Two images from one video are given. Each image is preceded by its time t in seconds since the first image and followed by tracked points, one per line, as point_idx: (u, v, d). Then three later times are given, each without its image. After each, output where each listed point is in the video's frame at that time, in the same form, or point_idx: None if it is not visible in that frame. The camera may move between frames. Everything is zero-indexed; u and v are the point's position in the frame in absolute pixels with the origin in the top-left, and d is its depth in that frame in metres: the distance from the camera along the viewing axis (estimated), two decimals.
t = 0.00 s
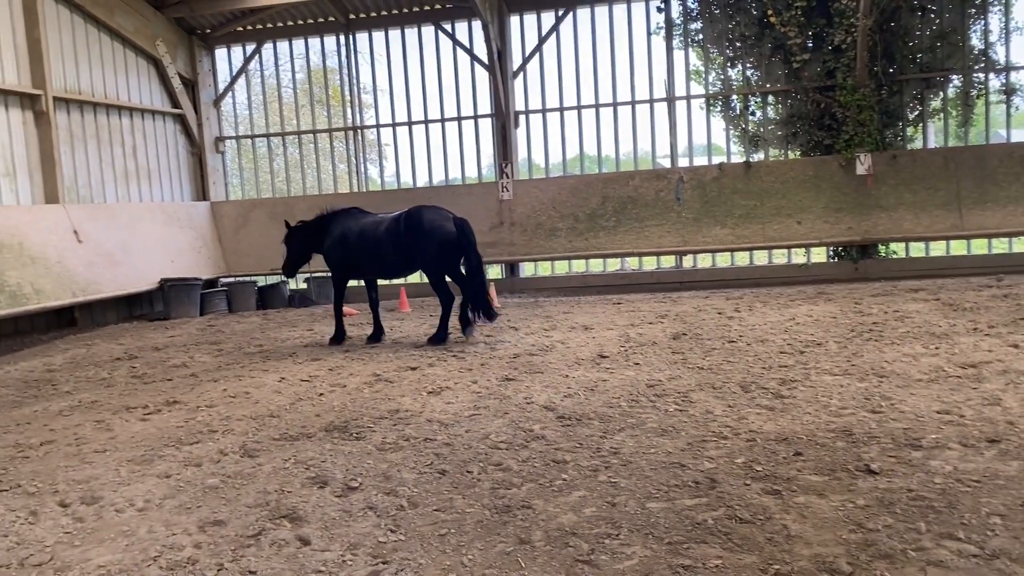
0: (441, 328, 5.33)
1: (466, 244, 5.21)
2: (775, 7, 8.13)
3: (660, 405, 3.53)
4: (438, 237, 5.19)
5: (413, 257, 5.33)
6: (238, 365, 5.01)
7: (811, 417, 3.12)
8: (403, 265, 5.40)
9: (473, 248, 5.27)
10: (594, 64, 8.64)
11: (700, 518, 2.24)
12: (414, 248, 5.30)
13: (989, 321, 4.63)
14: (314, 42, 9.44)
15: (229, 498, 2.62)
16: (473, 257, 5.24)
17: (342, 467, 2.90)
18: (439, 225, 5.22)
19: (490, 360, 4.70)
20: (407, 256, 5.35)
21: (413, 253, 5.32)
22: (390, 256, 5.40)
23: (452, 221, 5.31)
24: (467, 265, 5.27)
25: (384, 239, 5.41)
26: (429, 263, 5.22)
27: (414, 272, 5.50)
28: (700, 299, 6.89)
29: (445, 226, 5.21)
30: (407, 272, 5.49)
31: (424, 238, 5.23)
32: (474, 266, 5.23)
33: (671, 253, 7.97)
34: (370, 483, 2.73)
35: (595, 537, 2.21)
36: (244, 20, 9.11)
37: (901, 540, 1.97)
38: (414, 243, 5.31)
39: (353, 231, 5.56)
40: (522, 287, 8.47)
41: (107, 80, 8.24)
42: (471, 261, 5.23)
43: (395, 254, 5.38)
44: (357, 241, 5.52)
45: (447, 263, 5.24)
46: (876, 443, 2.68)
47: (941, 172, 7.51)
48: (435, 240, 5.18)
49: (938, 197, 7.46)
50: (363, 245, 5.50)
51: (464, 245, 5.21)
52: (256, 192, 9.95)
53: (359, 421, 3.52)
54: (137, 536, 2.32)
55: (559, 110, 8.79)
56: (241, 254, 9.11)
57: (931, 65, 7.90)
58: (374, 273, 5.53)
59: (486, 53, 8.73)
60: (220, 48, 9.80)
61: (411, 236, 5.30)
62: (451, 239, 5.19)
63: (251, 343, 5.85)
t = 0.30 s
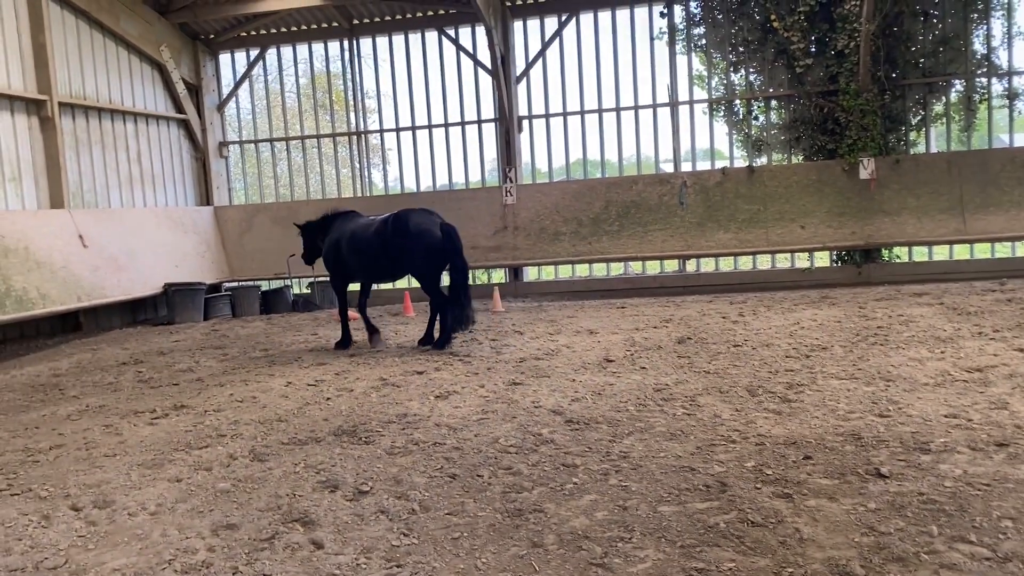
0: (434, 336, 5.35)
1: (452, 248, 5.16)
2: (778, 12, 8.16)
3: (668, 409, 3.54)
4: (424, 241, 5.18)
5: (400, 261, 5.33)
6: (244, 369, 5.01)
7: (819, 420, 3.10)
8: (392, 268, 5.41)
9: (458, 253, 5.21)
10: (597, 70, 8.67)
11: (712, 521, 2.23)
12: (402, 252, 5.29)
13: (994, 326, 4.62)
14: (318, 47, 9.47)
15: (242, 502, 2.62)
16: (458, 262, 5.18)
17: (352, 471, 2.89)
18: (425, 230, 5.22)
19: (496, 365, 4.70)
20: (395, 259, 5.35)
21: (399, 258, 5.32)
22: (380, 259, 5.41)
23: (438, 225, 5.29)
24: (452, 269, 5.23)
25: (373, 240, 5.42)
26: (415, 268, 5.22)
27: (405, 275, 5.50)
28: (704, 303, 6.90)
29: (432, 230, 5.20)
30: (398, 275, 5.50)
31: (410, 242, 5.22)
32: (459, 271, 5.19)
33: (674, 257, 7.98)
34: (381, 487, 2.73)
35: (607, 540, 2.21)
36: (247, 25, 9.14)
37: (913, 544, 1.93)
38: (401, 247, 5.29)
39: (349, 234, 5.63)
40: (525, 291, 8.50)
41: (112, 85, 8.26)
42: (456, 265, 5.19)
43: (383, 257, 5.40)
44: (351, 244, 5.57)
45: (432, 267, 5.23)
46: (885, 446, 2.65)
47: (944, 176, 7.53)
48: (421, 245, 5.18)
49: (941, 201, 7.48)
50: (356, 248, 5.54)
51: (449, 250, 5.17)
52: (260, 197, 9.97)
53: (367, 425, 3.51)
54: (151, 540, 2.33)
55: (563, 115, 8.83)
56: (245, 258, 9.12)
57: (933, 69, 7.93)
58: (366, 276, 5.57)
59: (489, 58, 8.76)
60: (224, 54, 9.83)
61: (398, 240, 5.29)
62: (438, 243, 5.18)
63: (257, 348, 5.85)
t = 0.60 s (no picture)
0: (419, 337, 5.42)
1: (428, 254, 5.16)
2: (771, 17, 8.24)
3: (668, 409, 3.58)
4: (391, 248, 5.10)
5: (369, 269, 5.27)
6: (242, 371, 4.99)
7: (819, 420, 3.14)
8: (363, 275, 5.36)
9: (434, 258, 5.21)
10: (592, 73, 8.73)
11: (718, 519, 2.26)
12: (370, 260, 5.21)
13: (987, 327, 4.70)
14: (313, 50, 9.48)
15: (248, 502, 2.63)
16: (433, 268, 5.20)
17: (357, 471, 2.90)
18: (396, 236, 5.14)
19: (495, 366, 4.73)
20: (365, 267, 5.30)
21: (367, 266, 5.25)
22: (354, 266, 5.39)
23: (412, 230, 5.20)
24: (428, 274, 5.26)
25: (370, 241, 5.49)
26: (388, 274, 5.23)
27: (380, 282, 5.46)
28: (699, 305, 6.96)
29: (401, 237, 5.12)
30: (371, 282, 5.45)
31: (376, 249, 5.14)
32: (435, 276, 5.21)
33: (668, 259, 8.04)
34: (387, 487, 2.74)
35: (616, 538, 2.24)
36: (242, 27, 9.13)
37: (917, 540, 1.97)
38: (369, 254, 5.22)
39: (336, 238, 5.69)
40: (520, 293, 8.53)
41: (107, 87, 8.23)
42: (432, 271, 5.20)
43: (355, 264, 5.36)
44: (336, 248, 5.63)
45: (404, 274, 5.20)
46: (885, 446, 2.69)
47: (934, 180, 7.63)
48: (389, 251, 5.11)
49: (932, 205, 7.57)
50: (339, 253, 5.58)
51: (420, 258, 5.15)
52: (254, 198, 9.96)
53: (369, 425, 3.52)
54: (160, 539, 2.34)
55: (558, 118, 8.88)
56: (239, 260, 9.09)
57: (925, 74, 8.03)
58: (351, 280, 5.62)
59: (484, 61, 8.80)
60: (218, 56, 9.81)
61: (366, 248, 5.21)
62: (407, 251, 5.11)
63: (254, 350, 5.84)
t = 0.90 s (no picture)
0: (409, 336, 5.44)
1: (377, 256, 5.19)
2: (764, 21, 8.33)
3: (668, 409, 3.63)
4: (342, 252, 5.23)
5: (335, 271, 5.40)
6: (240, 372, 4.99)
7: (818, 420, 3.19)
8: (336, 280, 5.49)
9: (383, 264, 5.22)
10: (587, 77, 8.79)
11: (724, 516, 2.31)
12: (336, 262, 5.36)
13: (978, 328, 4.79)
14: (307, 52, 9.48)
15: (258, 501, 2.64)
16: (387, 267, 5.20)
17: (364, 470, 2.92)
18: (350, 236, 5.25)
19: (494, 367, 4.76)
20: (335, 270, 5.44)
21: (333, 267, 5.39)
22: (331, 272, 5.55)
23: (369, 232, 5.28)
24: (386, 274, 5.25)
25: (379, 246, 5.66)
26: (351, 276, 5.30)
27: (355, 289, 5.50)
28: (693, 307, 7.03)
29: (355, 236, 5.22)
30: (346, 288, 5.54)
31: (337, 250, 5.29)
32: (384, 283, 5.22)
33: (662, 262, 8.10)
34: (395, 486, 2.76)
35: (625, 535, 2.28)
36: (237, 29, 9.12)
37: (921, 536, 2.02)
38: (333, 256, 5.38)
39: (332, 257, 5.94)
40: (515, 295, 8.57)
41: (102, 88, 8.20)
42: (382, 278, 5.22)
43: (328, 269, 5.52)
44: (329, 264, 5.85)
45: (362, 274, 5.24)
46: (885, 445, 2.75)
47: (924, 183, 7.75)
48: (345, 252, 5.22)
49: (922, 208, 7.68)
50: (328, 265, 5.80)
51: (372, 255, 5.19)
52: (248, 200, 9.94)
53: (373, 425, 3.53)
54: (173, 538, 2.35)
55: (553, 121, 8.94)
56: (233, 262, 9.06)
57: (915, 78, 8.14)
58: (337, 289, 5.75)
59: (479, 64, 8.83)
60: (211, 57, 9.79)
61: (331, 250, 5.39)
62: (352, 257, 5.20)
63: (251, 351, 5.83)
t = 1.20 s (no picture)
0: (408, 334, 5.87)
1: (330, 258, 5.09)
2: (750, 27, 8.43)
3: (660, 411, 3.67)
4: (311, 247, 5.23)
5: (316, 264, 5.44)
6: (231, 376, 4.97)
7: (807, 421, 3.24)
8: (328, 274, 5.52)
9: (332, 267, 5.09)
10: (576, 81, 8.86)
11: (720, 515, 2.35)
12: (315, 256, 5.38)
13: (962, 331, 4.88)
14: (296, 55, 9.46)
15: (256, 503, 2.64)
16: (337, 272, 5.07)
17: (361, 472, 2.93)
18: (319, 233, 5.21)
19: (487, 370, 4.78)
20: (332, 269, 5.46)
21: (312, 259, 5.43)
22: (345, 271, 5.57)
23: (336, 232, 5.16)
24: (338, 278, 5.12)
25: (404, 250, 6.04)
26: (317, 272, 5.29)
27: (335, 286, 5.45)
28: (682, 310, 7.09)
29: (320, 234, 5.16)
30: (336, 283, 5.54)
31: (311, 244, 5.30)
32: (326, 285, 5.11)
33: (650, 265, 8.17)
34: (393, 487, 2.77)
35: (623, 534, 2.32)
36: (226, 32, 9.09)
37: (914, 534, 2.07)
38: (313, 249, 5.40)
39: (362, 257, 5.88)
40: (504, 299, 8.60)
41: (90, 90, 8.14)
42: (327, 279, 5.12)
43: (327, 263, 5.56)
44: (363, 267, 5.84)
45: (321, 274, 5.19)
46: (875, 446, 2.80)
47: (908, 188, 7.86)
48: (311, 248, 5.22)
49: (906, 212, 7.81)
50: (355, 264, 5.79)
51: (325, 258, 5.10)
52: (236, 204, 9.90)
53: (368, 428, 3.54)
54: (174, 540, 2.35)
55: (541, 126, 8.99)
56: (221, 265, 9.02)
57: (899, 84, 8.28)
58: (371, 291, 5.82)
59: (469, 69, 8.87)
60: (200, 60, 9.74)
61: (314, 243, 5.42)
62: (312, 254, 5.17)
63: (241, 355, 5.80)
